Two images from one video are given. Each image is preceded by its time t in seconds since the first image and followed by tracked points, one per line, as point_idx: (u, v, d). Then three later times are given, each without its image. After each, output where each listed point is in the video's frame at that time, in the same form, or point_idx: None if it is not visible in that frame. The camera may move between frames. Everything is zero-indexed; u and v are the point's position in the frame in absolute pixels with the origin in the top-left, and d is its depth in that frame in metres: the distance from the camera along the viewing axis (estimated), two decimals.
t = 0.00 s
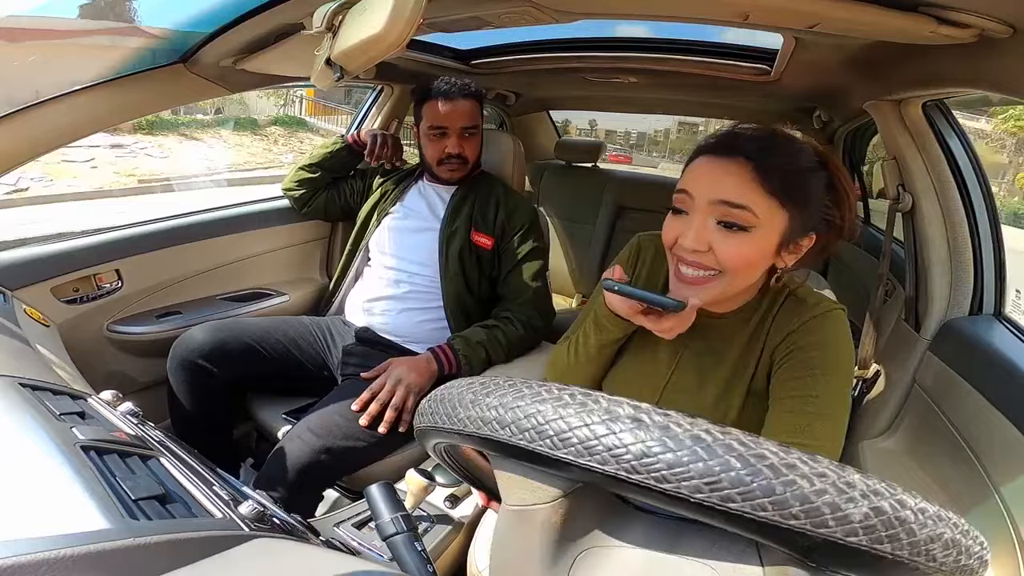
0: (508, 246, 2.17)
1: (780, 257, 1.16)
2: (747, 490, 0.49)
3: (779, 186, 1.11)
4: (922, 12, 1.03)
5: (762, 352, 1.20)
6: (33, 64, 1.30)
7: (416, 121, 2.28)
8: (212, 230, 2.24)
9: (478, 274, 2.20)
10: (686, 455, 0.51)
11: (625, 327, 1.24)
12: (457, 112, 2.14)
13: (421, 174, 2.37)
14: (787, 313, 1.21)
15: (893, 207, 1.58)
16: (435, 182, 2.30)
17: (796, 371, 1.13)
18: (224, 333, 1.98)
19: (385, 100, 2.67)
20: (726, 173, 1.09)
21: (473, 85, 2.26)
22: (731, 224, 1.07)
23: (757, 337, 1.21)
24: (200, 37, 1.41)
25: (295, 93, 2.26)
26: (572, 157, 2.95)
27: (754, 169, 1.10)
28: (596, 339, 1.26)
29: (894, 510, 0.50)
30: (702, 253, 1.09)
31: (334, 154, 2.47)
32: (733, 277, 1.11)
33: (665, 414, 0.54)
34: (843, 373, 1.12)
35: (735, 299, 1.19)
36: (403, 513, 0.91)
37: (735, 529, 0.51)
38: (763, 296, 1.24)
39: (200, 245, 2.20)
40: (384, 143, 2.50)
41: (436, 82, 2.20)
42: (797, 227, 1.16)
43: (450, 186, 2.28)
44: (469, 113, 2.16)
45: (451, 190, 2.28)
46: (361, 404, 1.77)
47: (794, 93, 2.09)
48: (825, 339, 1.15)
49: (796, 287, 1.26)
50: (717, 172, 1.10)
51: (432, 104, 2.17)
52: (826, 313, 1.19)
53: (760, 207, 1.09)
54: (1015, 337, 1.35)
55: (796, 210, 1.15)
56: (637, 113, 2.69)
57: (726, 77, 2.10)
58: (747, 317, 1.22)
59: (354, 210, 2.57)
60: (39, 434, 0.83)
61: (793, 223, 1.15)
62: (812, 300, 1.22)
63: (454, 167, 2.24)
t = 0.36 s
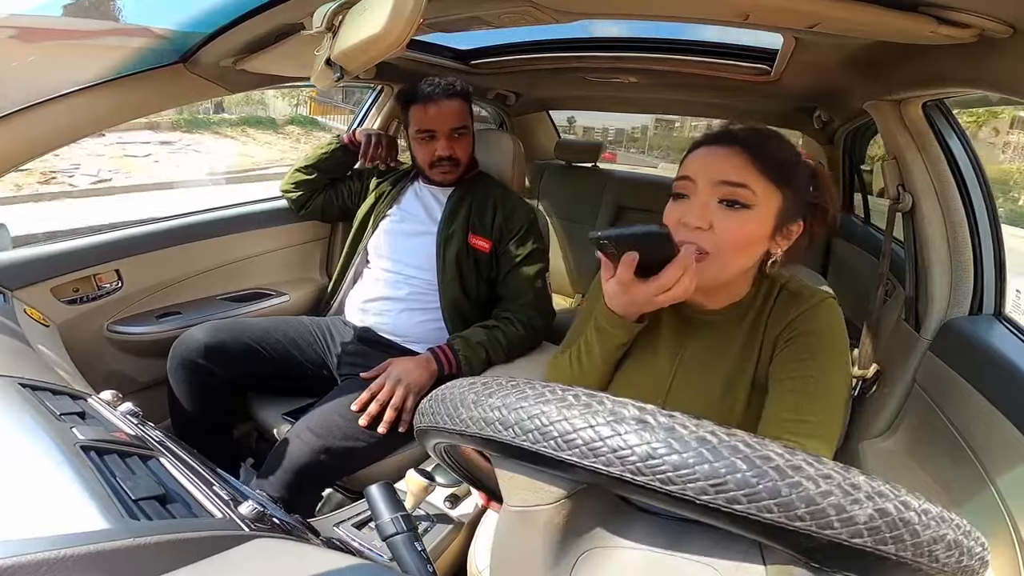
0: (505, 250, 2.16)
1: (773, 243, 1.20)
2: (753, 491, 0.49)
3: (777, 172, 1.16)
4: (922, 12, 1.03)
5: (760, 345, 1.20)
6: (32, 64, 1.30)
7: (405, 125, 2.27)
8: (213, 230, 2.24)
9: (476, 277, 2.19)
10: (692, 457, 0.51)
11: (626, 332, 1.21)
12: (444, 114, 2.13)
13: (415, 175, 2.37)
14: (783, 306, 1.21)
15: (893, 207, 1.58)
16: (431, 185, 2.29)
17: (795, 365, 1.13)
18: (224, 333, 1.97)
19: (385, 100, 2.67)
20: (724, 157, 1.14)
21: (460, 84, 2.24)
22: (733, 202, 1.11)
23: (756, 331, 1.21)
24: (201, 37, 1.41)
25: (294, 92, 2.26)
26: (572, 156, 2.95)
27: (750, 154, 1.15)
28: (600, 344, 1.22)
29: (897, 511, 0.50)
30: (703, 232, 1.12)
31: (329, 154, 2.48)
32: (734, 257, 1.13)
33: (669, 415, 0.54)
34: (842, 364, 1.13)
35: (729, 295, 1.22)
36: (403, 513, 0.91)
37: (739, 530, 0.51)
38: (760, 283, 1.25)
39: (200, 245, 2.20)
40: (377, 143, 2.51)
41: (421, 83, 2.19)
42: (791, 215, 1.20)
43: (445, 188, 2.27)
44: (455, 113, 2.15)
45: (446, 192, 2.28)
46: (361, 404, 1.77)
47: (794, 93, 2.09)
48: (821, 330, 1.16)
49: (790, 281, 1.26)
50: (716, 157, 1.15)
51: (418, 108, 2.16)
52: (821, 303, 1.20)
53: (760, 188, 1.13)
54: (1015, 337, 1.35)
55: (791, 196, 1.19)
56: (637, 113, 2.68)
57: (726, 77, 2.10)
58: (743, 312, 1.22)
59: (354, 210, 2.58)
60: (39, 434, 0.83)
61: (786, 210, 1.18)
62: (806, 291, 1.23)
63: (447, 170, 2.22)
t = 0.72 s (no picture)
0: (505, 250, 2.16)
1: (758, 229, 1.20)
2: (749, 490, 0.49)
3: (761, 158, 1.17)
4: (922, 12, 1.03)
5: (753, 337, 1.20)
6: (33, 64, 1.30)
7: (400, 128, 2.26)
8: (213, 230, 2.24)
9: (475, 278, 2.19)
10: (687, 456, 0.51)
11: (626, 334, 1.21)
12: (441, 119, 2.11)
13: (411, 175, 2.36)
14: (768, 296, 1.20)
15: (893, 206, 1.58)
16: (428, 187, 2.28)
17: (789, 357, 1.12)
18: (223, 333, 1.98)
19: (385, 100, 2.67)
20: (712, 146, 1.15)
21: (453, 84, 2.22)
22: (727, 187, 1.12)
23: (749, 321, 1.21)
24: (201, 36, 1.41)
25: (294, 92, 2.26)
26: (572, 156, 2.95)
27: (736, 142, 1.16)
28: (601, 346, 1.23)
29: (893, 510, 0.50)
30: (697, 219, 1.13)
31: (325, 154, 2.47)
32: (729, 241, 1.14)
33: (666, 414, 0.54)
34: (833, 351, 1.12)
35: (722, 283, 1.20)
36: (403, 513, 0.91)
37: (736, 529, 0.51)
38: (748, 271, 1.24)
39: (200, 245, 2.20)
40: (378, 144, 2.47)
41: (416, 86, 2.17)
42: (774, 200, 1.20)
43: (444, 192, 2.26)
44: (452, 118, 2.13)
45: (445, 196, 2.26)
46: (361, 404, 1.77)
47: (794, 93, 2.09)
48: (809, 318, 1.15)
49: (776, 269, 1.25)
50: (704, 145, 1.16)
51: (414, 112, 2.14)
52: (802, 290, 1.19)
53: (749, 173, 1.15)
54: (1015, 337, 1.35)
55: (774, 184, 1.20)
56: (637, 113, 2.68)
57: (726, 77, 2.10)
58: (734, 305, 1.21)
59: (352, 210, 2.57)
60: (39, 434, 0.83)
61: (771, 194, 1.20)
62: (790, 278, 1.22)
63: (445, 174, 2.21)
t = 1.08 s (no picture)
0: (505, 250, 2.16)
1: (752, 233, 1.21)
2: (777, 499, 0.47)
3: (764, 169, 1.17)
4: (923, 11, 1.03)
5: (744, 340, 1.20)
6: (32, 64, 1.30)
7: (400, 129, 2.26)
8: (211, 230, 2.24)
9: (475, 278, 2.19)
10: (714, 463, 0.49)
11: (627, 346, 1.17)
12: (441, 120, 2.11)
13: (411, 176, 2.36)
14: (761, 300, 1.21)
15: (893, 206, 1.59)
16: (427, 187, 2.28)
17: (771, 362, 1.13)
18: (222, 332, 1.97)
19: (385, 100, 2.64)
20: (724, 159, 1.13)
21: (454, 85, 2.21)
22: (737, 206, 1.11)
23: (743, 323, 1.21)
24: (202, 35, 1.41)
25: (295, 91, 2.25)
26: (572, 156, 2.94)
27: (746, 153, 1.14)
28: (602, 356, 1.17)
29: (918, 517, 0.48)
30: (706, 236, 1.13)
31: (324, 156, 2.45)
32: (732, 253, 1.16)
33: (691, 418, 0.52)
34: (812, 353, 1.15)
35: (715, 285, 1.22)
36: (403, 513, 0.91)
37: (759, 535, 0.50)
38: (739, 274, 1.24)
39: (200, 244, 2.20)
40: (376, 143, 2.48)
41: (416, 86, 2.15)
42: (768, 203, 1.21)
43: (443, 192, 2.26)
44: (453, 119, 2.13)
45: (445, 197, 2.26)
46: (361, 404, 1.76)
47: (794, 94, 2.09)
48: (800, 323, 1.16)
49: (767, 274, 1.26)
50: (716, 157, 1.13)
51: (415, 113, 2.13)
52: (798, 296, 1.20)
53: (755, 186, 1.14)
54: (1015, 336, 1.35)
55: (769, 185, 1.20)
56: (637, 113, 2.68)
57: (726, 77, 2.10)
58: (730, 307, 1.21)
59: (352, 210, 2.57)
60: (39, 434, 0.83)
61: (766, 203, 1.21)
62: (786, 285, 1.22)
63: (445, 176, 2.20)
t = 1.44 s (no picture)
0: (505, 250, 2.16)
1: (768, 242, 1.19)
2: (765, 495, 0.47)
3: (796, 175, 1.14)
4: (922, 11, 1.03)
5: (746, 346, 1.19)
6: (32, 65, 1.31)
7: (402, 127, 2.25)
8: (211, 230, 2.24)
9: (475, 278, 2.19)
10: (703, 459, 0.48)
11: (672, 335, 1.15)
12: (443, 118, 2.11)
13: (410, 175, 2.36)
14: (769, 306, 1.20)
15: (893, 206, 1.59)
16: (427, 186, 2.28)
17: (773, 366, 1.13)
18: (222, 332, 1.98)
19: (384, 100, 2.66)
20: (770, 165, 1.07)
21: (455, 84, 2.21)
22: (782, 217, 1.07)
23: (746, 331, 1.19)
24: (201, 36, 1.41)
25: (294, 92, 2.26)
26: (572, 156, 2.94)
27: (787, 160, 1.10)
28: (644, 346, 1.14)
29: (910, 515, 0.48)
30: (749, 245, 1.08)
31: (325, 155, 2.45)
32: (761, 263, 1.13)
33: (681, 415, 0.52)
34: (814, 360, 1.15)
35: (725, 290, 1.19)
36: (403, 513, 0.91)
37: (748, 533, 0.50)
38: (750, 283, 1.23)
39: (200, 244, 2.20)
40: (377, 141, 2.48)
41: (419, 85, 2.15)
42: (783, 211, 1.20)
43: (443, 191, 2.26)
44: (455, 117, 2.13)
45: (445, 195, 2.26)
46: (360, 404, 1.76)
47: (794, 94, 2.09)
48: (806, 332, 1.17)
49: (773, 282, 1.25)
50: (763, 162, 1.07)
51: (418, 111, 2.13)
52: (806, 306, 1.20)
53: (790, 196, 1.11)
54: (1015, 336, 1.35)
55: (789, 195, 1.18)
56: (637, 113, 2.68)
57: (726, 77, 2.10)
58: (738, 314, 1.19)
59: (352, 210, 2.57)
60: (39, 435, 0.83)
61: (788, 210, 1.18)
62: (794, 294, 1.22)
63: (445, 176, 2.21)
